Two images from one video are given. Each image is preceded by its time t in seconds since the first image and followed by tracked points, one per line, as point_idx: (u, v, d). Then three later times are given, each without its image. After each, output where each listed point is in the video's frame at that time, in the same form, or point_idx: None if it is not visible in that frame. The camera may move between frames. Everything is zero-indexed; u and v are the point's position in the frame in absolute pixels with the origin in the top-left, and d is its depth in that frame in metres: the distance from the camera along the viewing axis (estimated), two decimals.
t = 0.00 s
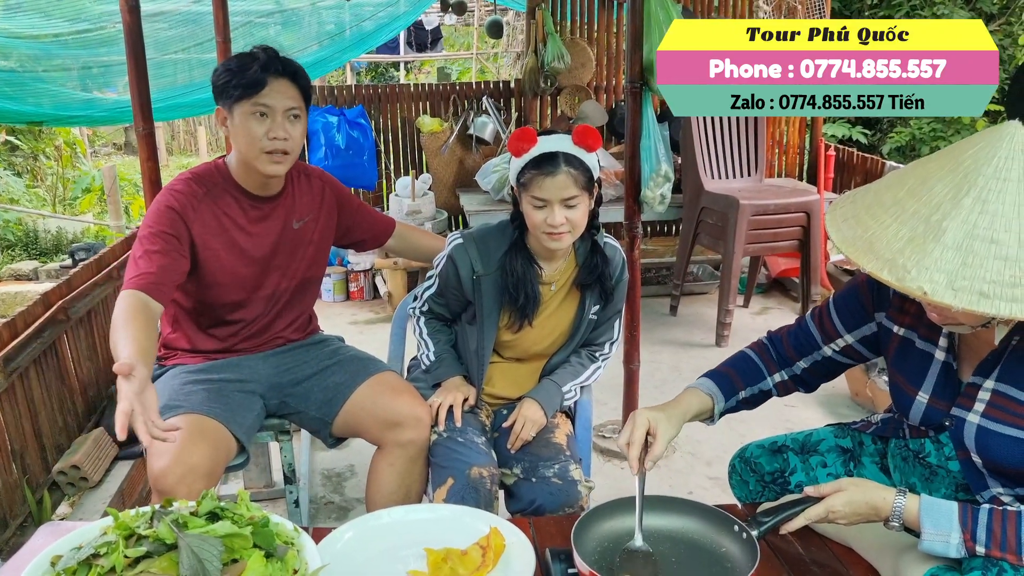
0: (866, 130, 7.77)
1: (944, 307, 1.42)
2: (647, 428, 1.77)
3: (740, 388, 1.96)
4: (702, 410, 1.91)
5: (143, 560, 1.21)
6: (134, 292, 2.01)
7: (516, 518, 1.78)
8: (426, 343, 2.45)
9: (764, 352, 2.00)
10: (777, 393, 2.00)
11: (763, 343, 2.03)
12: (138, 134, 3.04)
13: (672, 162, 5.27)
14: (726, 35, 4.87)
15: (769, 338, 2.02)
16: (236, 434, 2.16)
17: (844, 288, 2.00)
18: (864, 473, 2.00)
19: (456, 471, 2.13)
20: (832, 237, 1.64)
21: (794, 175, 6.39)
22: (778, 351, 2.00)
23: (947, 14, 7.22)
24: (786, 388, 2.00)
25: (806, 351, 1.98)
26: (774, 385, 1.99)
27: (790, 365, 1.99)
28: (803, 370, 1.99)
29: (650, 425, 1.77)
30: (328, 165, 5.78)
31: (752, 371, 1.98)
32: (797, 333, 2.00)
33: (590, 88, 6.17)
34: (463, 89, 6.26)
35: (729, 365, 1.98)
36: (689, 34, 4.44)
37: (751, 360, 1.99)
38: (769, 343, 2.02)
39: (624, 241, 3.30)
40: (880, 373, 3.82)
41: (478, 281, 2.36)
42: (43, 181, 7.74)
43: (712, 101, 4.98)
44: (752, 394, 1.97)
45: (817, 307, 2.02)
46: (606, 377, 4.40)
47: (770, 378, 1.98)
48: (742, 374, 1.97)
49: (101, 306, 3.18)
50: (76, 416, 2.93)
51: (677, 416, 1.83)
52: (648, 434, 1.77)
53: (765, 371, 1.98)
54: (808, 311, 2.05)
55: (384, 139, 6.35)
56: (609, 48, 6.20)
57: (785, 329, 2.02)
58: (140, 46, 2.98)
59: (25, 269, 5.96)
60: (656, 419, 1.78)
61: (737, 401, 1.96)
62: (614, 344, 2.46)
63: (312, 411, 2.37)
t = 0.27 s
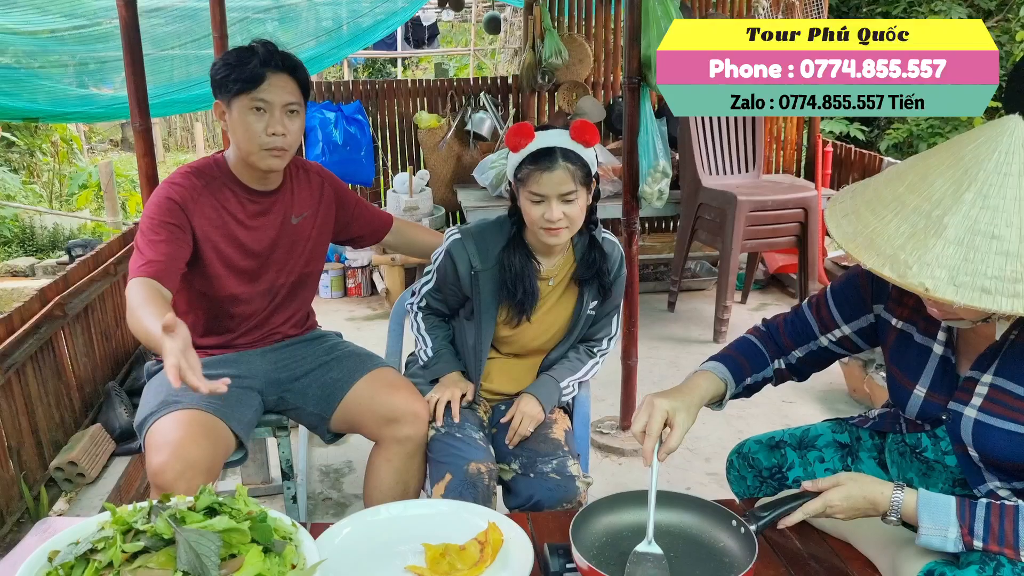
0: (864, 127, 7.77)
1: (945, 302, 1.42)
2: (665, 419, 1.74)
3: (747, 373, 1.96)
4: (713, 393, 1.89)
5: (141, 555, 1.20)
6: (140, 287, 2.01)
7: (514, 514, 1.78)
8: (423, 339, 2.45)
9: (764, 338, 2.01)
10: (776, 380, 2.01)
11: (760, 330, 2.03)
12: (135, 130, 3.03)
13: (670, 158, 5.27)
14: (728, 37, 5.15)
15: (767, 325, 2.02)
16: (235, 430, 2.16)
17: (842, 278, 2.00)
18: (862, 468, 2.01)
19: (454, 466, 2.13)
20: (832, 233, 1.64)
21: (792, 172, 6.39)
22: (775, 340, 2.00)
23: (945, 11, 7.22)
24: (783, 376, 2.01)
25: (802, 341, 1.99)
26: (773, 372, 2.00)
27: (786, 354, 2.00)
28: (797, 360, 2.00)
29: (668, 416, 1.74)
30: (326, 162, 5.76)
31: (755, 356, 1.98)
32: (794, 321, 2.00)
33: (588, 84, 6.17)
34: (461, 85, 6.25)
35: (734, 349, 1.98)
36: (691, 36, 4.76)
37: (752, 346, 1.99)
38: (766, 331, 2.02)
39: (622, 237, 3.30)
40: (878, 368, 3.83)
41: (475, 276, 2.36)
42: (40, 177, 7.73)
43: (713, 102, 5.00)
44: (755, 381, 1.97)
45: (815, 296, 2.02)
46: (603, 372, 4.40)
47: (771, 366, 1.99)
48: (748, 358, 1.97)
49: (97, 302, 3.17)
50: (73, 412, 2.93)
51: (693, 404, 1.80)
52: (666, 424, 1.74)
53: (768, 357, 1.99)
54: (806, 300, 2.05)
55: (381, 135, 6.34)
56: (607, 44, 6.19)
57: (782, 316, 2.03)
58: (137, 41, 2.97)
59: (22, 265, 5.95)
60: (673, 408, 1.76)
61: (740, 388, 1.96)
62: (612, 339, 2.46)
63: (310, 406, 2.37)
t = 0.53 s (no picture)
0: (862, 120, 7.76)
1: (950, 296, 1.42)
2: (677, 428, 1.73)
3: (756, 380, 1.94)
4: (727, 404, 1.87)
5: (139, 546, 1.20)
6: (150, 274, 1.99)
7: (512, 505, 1.78)
8: (421, 331, 2.44)
9: (769, 343, 1.99)
10: (784, 383, 2.00)
11: (763, 334, 2.02)
12: (131, 122, 3.02)
13: (669, 151, 5.27)
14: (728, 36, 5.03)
15: (770, 329, 2.02)
16: (232, 422, 2.16)
17: (842, 276, 2.00)
18: (859, 460, 2.01)
19: (452, 458, 2.13)
20: (835, 226, 1.63)
21: (790, 164, 6.39)
22: (779, 344, 1.99)
23: (944, 3, 7.20)
24: (790, 379, 2.00)
25: (806, 342, 1.98)
26: (782, 376, 1.99)
27: (792, 357, 1.99)
28: (804, 362, 1.99)
29: (681, 425, 1.74)
30: (323, 154, 5.75)
31: (763, 361, 1.96)
32: (796, 323, 2.00)
33: (586, 76, 6.16)
34: (458, 77, 6.24)
35: (742, 357, 1.96)
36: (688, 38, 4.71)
37: (757, 350, 1.98)
38: (770, 335, 2.01)
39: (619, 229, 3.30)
40: (875, 361, 3.84)
41: (474, 269, 2.36)
42: (37, 169, 7.71)
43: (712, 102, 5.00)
44: (765, 386, 1.96)
45: (815, 296, 2.02)
46: (601, 365, 4.40)
47: (779, 370, 1.98)
48: (756, 365, 1.95)
49: (95, 294, 3.16)
50: (70, 404, 2.92)
51: (708, 415, 1.79)
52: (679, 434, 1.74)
53: (775, 361, 1.98)
54: (806, 300, 2.05)
55: (379, 127, 6.33)
56: (605, 36, 6.18)
57: (784, 319, 2.02)
58: (133, 33, 2.96)
59: (18, 258, 5.93)
60: (687, 418, 1.75)
61: (752, 392, 1.94)
62: (610, 332, 2.46)
63: (308, 399, 2.37)
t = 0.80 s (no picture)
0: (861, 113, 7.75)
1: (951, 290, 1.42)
2: (682, 426, 1.73)
3: (762, 383, 1.95)
4: (732, 406, 1.87)
5: (136, 537, 1.21)
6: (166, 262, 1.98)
7: (509, 496, 1.79)
8: (419, 323, 2.44)
9: (774, 346, 2.00)
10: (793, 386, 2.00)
11: (768, 338, 2.03)
12: (129, 114, 3.01)
13: (667, 143, 5.27)
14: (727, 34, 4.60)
15: (774, 333, 2.03)
16: (231, 414, 2.17)
17: (842, 275, 2.01)
18: (854, 451, 2.01)
19: (450, 450, 2.14)
20: (836, 219, 1.64)
21: (788, 157, 6.38)
22: (784, 347, 2.00)
23: None
24: (798, 380, 2.01)
25: (811, 343, 1.99)
26: (789, 378, 1.99)
27: (797, 360, 1.99)
28: (810, 364, 2.00)
29: (686, 422, 1.74)
30: (321, 146, 5.75)
31: (769, 365, 1.97)
32: (799, 325, 2.01)
33: (584, 69, 6.14)
34: (457, 69, 6.22)
35: (748, 360, 1.96)
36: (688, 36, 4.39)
37: (763, 354, 1.98)
38: (774, 338, 2.02)
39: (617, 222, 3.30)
40: (873, 354, 3.84)
41: (471, 261, 2.36)
42: (34, 162, 7.69)
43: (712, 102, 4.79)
44: (772, 389, 1.96)
45: (817, 298, 2.03)
46: (599, 358, 4.41)
47: (785, 372, 1.98)
48: (762, 368, 1.96)
49: (92, 287, 3.16)
50: (68, 396, 2.92)
51: (715, 417, 1.79)
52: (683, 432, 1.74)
53: (781, 364, 1.98)
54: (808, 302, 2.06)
55: (377, 119, 6.31)
56: (603, 28, 6.15)
57: (787, 322, 2.03)
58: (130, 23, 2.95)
59: (16, 250, 5.92)
60: (693, 416, 1.75)
61: (760, 396, 1.94)
62: (607, 324, 2.47)
63: (305, 391, 2.37)
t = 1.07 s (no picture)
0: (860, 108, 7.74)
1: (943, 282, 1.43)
2: (671, 423, 1.73)
3: (760, 382, 1.95)
4: (726, 407, 1.87)
5: (135, 530, 1.21)
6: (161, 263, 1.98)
7: (507, 490, 1.79)
8: (417, 317, 2.45)
9: (773, 346, 2.00)
10: (793, 386, 2.00)
11: (767, 338, 2.04)
12: (127, 107, 3.01)
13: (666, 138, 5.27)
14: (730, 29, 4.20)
15: (773, 333, 2.03)
16: (230, 408, 2.17)
17: (838, 273, 2.02)
18: (852, 446, 2.02)
19: (448, 444, 2.14)
20: (830, 212, 1.65)
21: (787, 152, 6.38)
22: (783, 346, 2.00)
23: None
24: (798, 379, 2.01)
25: (810, 342, 1.99)
26: (788, 378, 1.99)
27: (796, 358, 1.99)
28: (809, 362, 2.00)
29: (675, 420, 1.74)
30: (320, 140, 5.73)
31: (767, 364, 1.97)
32: (797, 324, 2.01)
33: (583, 63, 6.14)
34: (456, 63, 6.21)
35: (745, 360, 1.97)
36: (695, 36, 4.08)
37: (762, 354, 1.99)
38: (773, 338, 2.02)
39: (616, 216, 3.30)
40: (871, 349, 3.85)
41: (469, 255, 2.36)
42: (33, 156, 7.69)
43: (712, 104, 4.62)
44: (770, 388, 1.96)
45: (815, 297, 2.03)
46: (598, 352, 4.41)
47: (784, 371, 1.98)
48: (759, 368, 1.96)
49: (91, 281, 3.16)
50: (67, 390, 2.93)
51: (705, 414, 1.79)
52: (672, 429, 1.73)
53: (779, 364, 1.98)
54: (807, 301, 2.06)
55: (376, 114, 6.31)
56: (603, 23, 6.15)
57: (786, 322, 2.04)
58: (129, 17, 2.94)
59: (14, 244, 5.91)
60: (682, 414, 1.75)
61: (757, 394, 1.95)
62: (605, 318, 2.47)
63: (304, 385, 2.38)
